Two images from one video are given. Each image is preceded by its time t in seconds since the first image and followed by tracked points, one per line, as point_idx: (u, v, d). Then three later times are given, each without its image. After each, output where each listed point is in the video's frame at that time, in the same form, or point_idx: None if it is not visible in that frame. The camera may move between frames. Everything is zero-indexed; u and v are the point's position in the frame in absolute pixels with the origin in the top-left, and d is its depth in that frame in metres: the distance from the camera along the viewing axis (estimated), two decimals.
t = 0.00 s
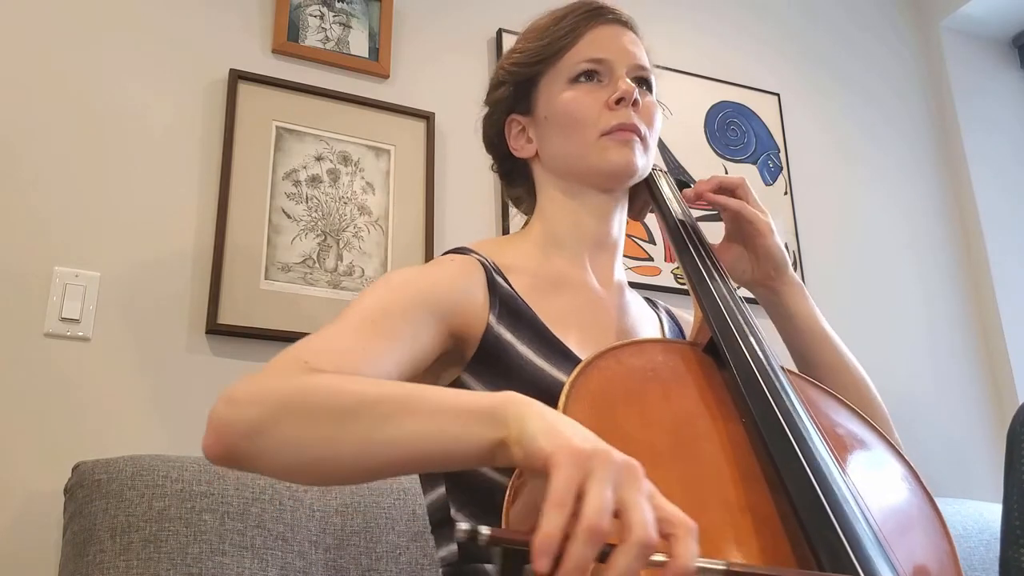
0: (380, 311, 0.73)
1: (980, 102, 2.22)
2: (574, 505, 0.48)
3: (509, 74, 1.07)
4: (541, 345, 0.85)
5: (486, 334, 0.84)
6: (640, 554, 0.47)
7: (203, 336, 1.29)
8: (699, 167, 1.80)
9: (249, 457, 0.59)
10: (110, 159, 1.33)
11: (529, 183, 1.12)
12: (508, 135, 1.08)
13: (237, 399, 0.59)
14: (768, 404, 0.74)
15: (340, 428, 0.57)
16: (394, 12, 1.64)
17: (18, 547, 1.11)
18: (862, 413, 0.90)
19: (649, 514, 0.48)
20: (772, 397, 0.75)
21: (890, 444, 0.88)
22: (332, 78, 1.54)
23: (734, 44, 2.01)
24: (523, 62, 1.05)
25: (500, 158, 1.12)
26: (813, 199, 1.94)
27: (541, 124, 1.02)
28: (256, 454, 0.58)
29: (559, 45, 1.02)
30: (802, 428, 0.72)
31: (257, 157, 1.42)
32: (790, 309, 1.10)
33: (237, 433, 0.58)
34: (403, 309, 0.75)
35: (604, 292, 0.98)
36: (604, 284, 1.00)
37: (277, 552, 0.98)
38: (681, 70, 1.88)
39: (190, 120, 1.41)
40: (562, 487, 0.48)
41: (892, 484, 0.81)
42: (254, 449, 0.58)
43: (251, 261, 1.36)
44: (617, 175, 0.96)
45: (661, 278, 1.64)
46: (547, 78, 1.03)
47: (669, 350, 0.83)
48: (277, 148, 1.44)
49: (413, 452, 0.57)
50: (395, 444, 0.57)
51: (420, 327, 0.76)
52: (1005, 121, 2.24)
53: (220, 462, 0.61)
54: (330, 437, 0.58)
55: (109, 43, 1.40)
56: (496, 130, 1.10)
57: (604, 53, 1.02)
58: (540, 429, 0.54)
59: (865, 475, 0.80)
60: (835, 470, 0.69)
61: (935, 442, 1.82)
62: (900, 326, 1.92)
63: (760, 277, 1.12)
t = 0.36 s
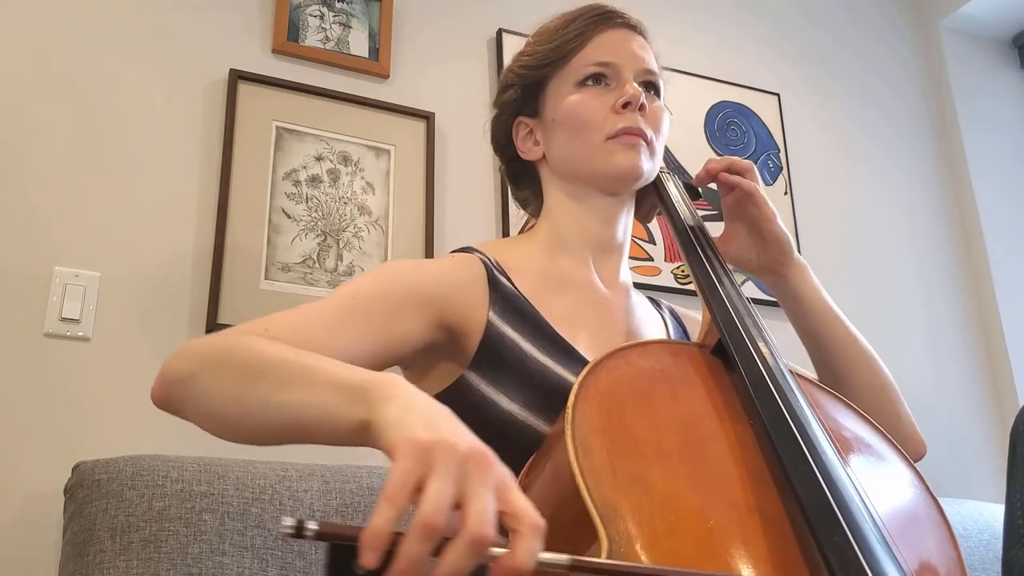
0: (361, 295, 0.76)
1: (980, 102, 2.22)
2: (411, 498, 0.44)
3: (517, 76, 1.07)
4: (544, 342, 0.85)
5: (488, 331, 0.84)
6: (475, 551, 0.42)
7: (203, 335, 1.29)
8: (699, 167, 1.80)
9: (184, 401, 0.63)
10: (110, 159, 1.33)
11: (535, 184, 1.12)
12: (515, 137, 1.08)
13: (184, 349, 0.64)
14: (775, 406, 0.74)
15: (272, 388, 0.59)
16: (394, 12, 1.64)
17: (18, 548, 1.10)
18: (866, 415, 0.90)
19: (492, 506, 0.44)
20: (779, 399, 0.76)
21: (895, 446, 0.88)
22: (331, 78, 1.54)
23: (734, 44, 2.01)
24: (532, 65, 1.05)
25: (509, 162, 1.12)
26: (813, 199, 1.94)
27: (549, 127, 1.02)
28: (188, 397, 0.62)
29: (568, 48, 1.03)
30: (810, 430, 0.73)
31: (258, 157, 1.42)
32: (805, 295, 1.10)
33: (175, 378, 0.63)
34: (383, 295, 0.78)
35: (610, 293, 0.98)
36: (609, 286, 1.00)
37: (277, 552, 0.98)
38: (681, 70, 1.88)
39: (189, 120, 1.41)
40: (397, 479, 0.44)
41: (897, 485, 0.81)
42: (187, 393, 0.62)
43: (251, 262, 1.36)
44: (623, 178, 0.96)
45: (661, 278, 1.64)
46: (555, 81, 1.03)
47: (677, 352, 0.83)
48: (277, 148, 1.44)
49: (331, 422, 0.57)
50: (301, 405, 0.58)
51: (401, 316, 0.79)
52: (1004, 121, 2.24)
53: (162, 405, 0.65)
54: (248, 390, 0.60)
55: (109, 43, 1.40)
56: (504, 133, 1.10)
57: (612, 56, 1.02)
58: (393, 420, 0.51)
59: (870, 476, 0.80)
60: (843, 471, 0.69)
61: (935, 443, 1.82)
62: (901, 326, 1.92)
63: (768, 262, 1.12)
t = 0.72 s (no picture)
0: (371, 288, 0.77)
1: (980, 102, 2.22)
2: (411, 472, 0.45)
3: (520, 78, 1.07)
4: (548, 338, 0.85)
5: (493, 327, 0.84)
6: (473, 528, 0.43)
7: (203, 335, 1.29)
8: (699, 167, 1.80)
9: (191, 387, 0.63)
10: (110, 159, 1.33)
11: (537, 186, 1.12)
12: (518, 139, 1.08)
13: (194, 335, 0.64)
14: (778, 406, 0.74)
15: (273, 376, 0.59)
16: (394, 12, 1.64)
17: (19, 547, 1.11)
18: (867, 417, 0.90)
19: (492, 485, 0.45)
20: (782, 399, 0.76)
21: (897, 448, 0.88)
22: (331, 78, 1.54)
23: (734, 44, 2.01)
24: (536, 68, 1.05)
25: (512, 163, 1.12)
26: (812, 199, 1.94)
27: (551, 130, 1.02)
28: (194, 381, 0.62)
29: (572, 52, 1.03)
30: (813, 430, 0.73)
31: (257, 158, 1.42)
32: (806, 286, 1.10)
33: (181, 362, 0.63)
34: (393, 288, 0.79)
35: (615, 293, 0.98)
36: (614, 286, 1.00)
37: (277, 552, 0.98)
38: (681, 70, 1.88)
39: (189, 120, 1.41)
40: (397, 452, 0.45)
41: (898, 485, 0.81)
42: (193, 377, 0.62)
43: (251, 262, 1.36)
44: (625, 182, 0.96)
45: (661, 278, 1.64)
46: (559, 84, 1.03)
47: (681, 352, 0.83)
48: (277, 148, 1.44)
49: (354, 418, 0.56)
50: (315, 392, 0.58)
51: (407, 307, 0.80)
52: (1004, 122, 2.23)
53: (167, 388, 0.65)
54: (258, 376, 0.60)
55: (110, 43, 1.40)
56: (506, 134, 1.10)
57: (616, 60, 1.02)
58: (398, 399, 0.51)
59: (872, 476, 0.80)
60: (845, 472, 0.69)
61: (934, 443, 1.82)
62: (902, 325, 1.92)
63: (763, 263, 1.11)
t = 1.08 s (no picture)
0: (397, 293, 0.76)
1: (980, 102, 2.22)
2: (521, 516, 0.46)
3: (521, 79, 1.07)
4: (552, 339, 0.84)
5: (498, 328, 0.84)
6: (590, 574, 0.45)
7: (203, 336, 1.29)
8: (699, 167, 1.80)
9: (236, 410, 0.62)
10: (110, 159, 1.33)
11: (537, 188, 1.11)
12: (519, 139, 1.08)
13: (234, 355, 0.63)
14: (779, 405, 0.74)
15: (323, 397, 0.59)
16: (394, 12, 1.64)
17: (18, 547, 1.10)
18: (868, 416, 0.90)
19: (603, 529, 0.47)
20: (783, 398, 0.75)
21: (897, 446, 0.88)
22: (331, 78, 1.54)
23: (734, 44, 2.01)
24: (536, 68, 1.05)
25: (512, 163, 1.12)
26: (812, 198, 1.94)
27: (552, 131, 1.02)
28: (241, 405, 0.61)
29: (573, 52, 1.03)
30: (814, 429, 0.73)
31: (257, 158, 1.42)
32: (803, 265, 1.11)
33: (226, 384, 0.62)
34: (420, 294, 0.78)
35: (617, 293, 0.98)
36: (616, 285, 1.00)
37: (277, 552, 0.98)
38: (681, 70, 1.88)
39: (189, 120, 1.40)
40: (510, 496, 0.46)
41: (898, 484, 0.81)
42: (240, 401, 0.61)
43: (251, 262, 1.36)
44: (625, 182, 0.96)
45: (661, 277, 1.64)
46: (559, 84, 1.03)
47: (682, 352, 0.83)
48: (277, 148, 1.44)
49: (427, 445, 0.57)
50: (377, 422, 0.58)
51: (434, 311, 0.79)
52: (1004, 122, 2.23)
53: (209, 409, 0.64)
54: (313, 403, 0.59)
55: (110, 43, 1.40)
56: (507, 134, 1.10)
57: (617, 60, 1.02)
58: (496, 432, 0.52)
59: (873, 475, 0.80)
60: (846, 471, 0.69)
61: (934, 443, 1.82)
62: (902, 325, 1.92)
63: (764, 249, 1.11)
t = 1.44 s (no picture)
0: (409, 305, 0.75)
1: (981, 102, 2.22)
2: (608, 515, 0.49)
3: (521, 80, 1.07)
4: (554, 342, 0.85)
5: (501, 331, 0.84)
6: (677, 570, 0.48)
7: (203, 336, 1.29)
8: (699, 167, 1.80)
9: (285, 451, 0.60)
10: (110, 159, 1.33)
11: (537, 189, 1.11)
12: (519, 140, 1.08)
13: (267, 392, 0.61)
14: (778, 406, 0.74)
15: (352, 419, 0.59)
16: (394, 12, 1.64)
17: (18, 547, 1.11)
18: (867, 416, 0.90)
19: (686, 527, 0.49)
20: (783, 399, 0.75)
21: (896, 446, 0.88)
22: (332, 78, 1.54)
23: (735, 44, 2.01)
24: (536, 69, 1.05)
25: (513, 164, 1.12)
26: (812, 199, 1.94)
27: (552, 132, 1.02)
28: (288, 444, 0.59)
29: (573, 53, 1.03)
30: (813, 430, 0.73)
31: (258, 158, 1.42)
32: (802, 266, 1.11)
33: (270, 423, 0.60)
34: (434, 305, 0.77)
35: (615, 294, 0.98)
36: (615, 287, 1.00)
37: (277, 552, 0.98)
38: (681, 70, 1.88)
39: (189, 120, 1.41)
40: (598, 497, 0.49)
41: (898, 484, 0.81)
42: (286, 439, 0.59)
43: (251, 262, 1.36)
44: (625, 182, 0.96)
45: (661, 277, 1.64)
46: (559, 85, 1.03)
47: (681, 353, 0.83)
48: (277, 148, 1.44)
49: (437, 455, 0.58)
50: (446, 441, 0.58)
51: (448, 321, 0.78)
52: (1005, 121, 2.23)
53: (246, 448, 0.62)
54: (373, 430, 0.59)
55: (110, 43, 1.40)
56: (507, 134, 1.10)
57: (617, 62, 1.02)
58: (577, 436, 0.54)
59: (872, 475, 0.80)
60: (846, 471, 0.69)
61: (933, 443, 1.82)
62: (902, 325, 1.92)
63: (765, 254, 1.11)
